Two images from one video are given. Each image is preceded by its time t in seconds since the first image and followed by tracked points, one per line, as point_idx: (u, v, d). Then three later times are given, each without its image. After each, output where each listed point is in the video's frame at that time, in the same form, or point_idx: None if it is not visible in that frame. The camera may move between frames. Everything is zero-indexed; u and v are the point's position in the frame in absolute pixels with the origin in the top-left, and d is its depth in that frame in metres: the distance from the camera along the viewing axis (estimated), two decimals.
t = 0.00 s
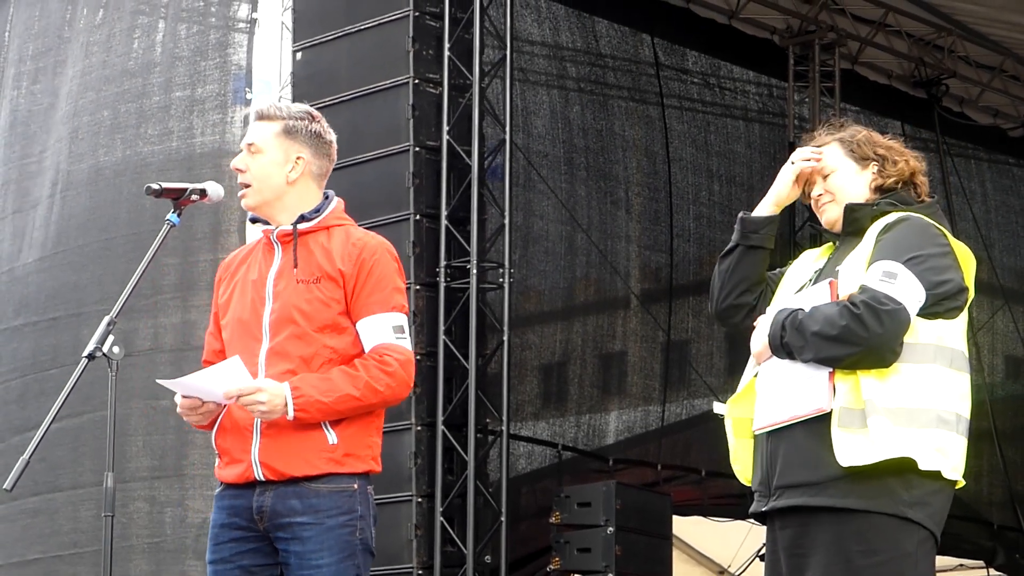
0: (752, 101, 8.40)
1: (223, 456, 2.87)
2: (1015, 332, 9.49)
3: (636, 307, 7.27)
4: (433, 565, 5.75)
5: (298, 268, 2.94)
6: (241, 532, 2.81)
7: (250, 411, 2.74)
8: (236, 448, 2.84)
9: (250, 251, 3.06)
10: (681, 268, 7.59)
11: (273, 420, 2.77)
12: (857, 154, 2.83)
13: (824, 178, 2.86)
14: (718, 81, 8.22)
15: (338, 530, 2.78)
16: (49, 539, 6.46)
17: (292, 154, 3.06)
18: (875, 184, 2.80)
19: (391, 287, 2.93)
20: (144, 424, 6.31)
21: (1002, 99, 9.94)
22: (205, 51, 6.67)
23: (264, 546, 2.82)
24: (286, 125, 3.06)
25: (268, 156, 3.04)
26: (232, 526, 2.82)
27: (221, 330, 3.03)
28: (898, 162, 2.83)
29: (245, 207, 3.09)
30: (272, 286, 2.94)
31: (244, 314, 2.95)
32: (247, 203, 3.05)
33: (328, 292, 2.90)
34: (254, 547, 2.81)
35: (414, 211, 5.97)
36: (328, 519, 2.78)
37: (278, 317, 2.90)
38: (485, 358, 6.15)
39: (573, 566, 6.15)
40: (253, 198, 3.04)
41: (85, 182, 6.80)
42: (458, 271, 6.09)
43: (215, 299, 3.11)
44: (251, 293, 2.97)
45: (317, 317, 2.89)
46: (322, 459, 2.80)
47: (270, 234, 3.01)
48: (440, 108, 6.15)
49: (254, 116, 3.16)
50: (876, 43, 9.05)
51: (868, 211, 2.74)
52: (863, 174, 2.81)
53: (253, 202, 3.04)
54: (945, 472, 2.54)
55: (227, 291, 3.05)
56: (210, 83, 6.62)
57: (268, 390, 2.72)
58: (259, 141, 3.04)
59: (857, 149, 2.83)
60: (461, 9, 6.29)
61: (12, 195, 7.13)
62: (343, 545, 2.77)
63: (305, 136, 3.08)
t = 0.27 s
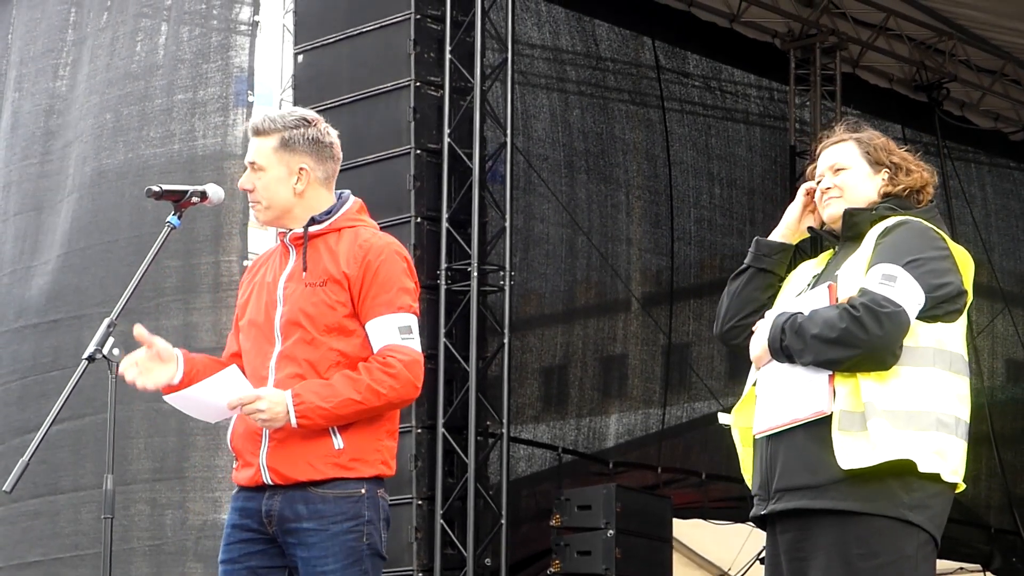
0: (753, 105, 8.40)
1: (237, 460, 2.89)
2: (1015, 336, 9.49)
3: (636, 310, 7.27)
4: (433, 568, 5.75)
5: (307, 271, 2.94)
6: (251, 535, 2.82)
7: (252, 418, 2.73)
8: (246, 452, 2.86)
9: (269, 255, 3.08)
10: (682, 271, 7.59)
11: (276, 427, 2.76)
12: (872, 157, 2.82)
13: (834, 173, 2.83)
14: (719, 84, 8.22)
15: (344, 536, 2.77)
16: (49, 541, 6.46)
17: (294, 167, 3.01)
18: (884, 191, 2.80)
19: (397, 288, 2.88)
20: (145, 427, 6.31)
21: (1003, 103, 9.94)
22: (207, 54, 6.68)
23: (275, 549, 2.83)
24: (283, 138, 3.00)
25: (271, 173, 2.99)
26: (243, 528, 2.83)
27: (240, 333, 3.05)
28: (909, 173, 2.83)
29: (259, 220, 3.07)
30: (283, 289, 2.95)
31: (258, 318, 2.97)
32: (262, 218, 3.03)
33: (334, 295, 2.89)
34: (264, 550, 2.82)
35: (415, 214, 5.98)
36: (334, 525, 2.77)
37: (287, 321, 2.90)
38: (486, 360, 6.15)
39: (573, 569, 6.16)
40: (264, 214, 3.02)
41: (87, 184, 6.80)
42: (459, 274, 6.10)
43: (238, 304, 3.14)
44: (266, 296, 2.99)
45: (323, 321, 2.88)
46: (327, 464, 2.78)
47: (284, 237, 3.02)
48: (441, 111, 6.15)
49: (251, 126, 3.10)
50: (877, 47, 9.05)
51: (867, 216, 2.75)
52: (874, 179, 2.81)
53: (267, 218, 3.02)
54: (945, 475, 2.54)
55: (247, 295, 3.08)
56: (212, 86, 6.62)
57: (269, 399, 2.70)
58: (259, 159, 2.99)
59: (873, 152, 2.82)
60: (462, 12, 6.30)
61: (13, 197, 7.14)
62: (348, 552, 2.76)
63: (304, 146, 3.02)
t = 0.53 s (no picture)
0: (755, 108, 8.39)
1: (240, 460, 2.90)
2: (1017, 340, 9.48)
3: (637, 313, 7.27)
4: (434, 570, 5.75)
5: (305, 272, 2.94)
6: (252, 536, 2.83)
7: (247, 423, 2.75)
8: (248, 454, 2.87)
9: (273, 254, 3.09)
10: (683, 274, 7.59)
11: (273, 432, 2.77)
12: (877, 162, 2.82)
13: (837, 174, 2.83)
14: (722, 88, 8.22)
15: (343, 538, 2.77)
16: (51, 542, 6.47)
17: (301, 160, 3.01)
18: (885, 196, 2.80)
19: (392, 289, 2.87)
20: (148, 428, 6.32)
21: (1005, 107, 9.94)
22: (211, 56, 6.67)
23: (275, 551, 2.83)
24: (293, 130, 3.01)
25: (276, 164, 3.00)
26: (244, 529, 2.84)
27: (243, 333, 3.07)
28: (912, 180, 2.83)
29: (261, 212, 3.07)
30: (282, 290, 2.96)
31: (259, 319, 2.98)
32: (264, 209, 3.04)
33: (330, 297, 2.89)
34: (264, 551, 2.83)
35: (416, 216, 5.98)
36: (333, 527, 2.77)
37: (285, 323, 2.90)
38: (487, 363, 6.15)
39: (574, 572, 6.15)
40: (266, 205, 3.02)
41: (91, 186, 6.81)
42: (461, 276, 6.10)
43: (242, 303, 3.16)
44: (265, 297, 3.00)
45: (319, 323, 2.87)
46: (323, 466, 2.78)
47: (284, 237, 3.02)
48: (443, 113, 6.15)
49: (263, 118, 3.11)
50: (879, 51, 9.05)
51: (865, 221, 2.76)
52: (876, 184, 2.81)
53: (268, 209, 3.02)
54: (943, 479, 2.53)
55: (249, 295, 3.09)
56: (215, 88, 6.61)
57: (263, 406, 2.72)
58: (267, 149, 3.00)
59: (877, 157, 2.82)
60: (464, 14, 6.30)
61: (16, 199, 7.15)
62: (347, 554, 2.76)
63: (312, 140, 3.02)
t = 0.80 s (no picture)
0: (755, 111, 8.40)
1: (233, 461, 2.94)
2: (1018, 343, 9.48)
3: (637, 316, 7.28)
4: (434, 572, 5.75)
5: (300, 271, 2.98)
6: (245, 537, 2.87)
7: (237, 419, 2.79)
8: (241, 455, 2.91)
9: (269, 256, 3.13)
10: (683, 277, 7.59)
11: (263, 428, 2.81)
12: (881, 165, 2.82)
13: (840, 173, 2.84)
14: (722, 90, 8.22)
15: (336, 540, 2.81)
16: (52, 545, 6.47)
17: (305, 157, 3.07)
18: (885, 199, 2.80)
19: (387, 291, 2.91)
20: (149, 431, 6.32)
21: (1005, 110, 9.93)
22: (213, 59, 6.65)
23: (269, 553, 2.87)
24: (299, 128, 3.07)
25: (281, 160, 3.05)
26: (238, 531, 2.88)
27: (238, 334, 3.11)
28: (915, 186, 2.82)
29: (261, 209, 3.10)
30: (278, 290, 3.00)
31: (254, 319, 3.02)
32: (265, 205, 3.07)
33: (325, 297, 2.93)
34: (258, 552, 2.87)
35: (417, 218, 5.98)
36: (326, 530, 2.81)
37: (280, 323, 2.95)
38: (487, 365, 6.15)
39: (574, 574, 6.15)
40: (267, 200, 3.06)
41: (93, 189, 6.82)
42: (461, 278, 6.11)
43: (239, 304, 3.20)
44: (262, 297, 3.04)
45: (314, 322, 2.92)
46: (317, 467, 2.83)
47: (280, 237, 3.07)
48: (443, 115, 6.16)
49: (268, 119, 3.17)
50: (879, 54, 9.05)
51: (861, 226, 2.75)
52: (877, 186, 2.81)
53: (269, 204, 3.05)
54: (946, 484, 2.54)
55: (246, 296, 3.14)
56: (217, 91, 6.60)
57: (252, 399, 2.76)
58: (273, 145, 3.06)
59: (882, 160, 2.82)
60: (465, 17, 6.30)
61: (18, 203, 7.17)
62: (340, 556, 2.80)
63: (318, 138, 3.08)
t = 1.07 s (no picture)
0: (755, 112, 8.40)
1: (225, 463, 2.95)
2: (1019, 343, 9.48)
3: (636, 317, 7.28)
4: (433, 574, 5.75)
5: (294, 271, 2.99)
6: (240, 539, 2.88)
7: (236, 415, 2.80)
8: (235, 456, 2.92)
9: (257, 259, 3.14)
10: (682, 278, 7.59)
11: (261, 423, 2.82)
12: (876, 166, 2.81)
13: (835, 176, 2.83)
14: (722, 91, 8.22)
15: (333, 541, 2.83)
16: (53, 547, 6.47)
17: (300, 157, 3.11)
18: (881, 201, 2.79)
19: (383, 285, 2.94)
20: (150, 432, 6.32)
21: (1005, 111, 9.93)
22: (216, 61, 6.64)
23: (263, 554, 2.88)
24: (292, 128, 3.12)
25: (277, 161, 3.08)
26: (232, 532, 2.89)
27: (228, 338, 3.11)
28: (912, 186, 2.81)
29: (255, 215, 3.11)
30: (271, 291, 3.01)
31: (246, 321, 3.03)
32: (262, 211, 3.08)
33: (321, 293, 2.94)
34: (252, 554, 2.88)
35: (416, 220, 5.98)
36: (323, 531, 2.82)
37: (275, 322, 2.96)
38: (487, 367, 6.15)
39: None
40: (265, 204, 3.07)
41: (94, 191, 6.82)
42: (461, 280, 6.11)
43: (225, 311, 3.20)
44: (254, 299, 3.05)
45: (310, 320, 2.93)
46: (315, 466, 2.84)
47: (272, 238, 3.07)
48: (443, 117, 6.16)
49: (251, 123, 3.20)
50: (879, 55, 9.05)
51: (858, 228, 2.75)
52: (873, 188, 2.81)
53: (265, 206, 3.07)
54: (953, 486, 2.54)
55: (235, 300, 3.14)
56: (219, 93, 6.59)
57: (252, 397, 2.77)
58: (267, 146, 3.09)
59: (877, 161, 2.81)
60: (464, 18, 6.30)
61: (17, 204, 7.19)
62: (337, 557, 2.82)
63: (310, 138, 3.13)
